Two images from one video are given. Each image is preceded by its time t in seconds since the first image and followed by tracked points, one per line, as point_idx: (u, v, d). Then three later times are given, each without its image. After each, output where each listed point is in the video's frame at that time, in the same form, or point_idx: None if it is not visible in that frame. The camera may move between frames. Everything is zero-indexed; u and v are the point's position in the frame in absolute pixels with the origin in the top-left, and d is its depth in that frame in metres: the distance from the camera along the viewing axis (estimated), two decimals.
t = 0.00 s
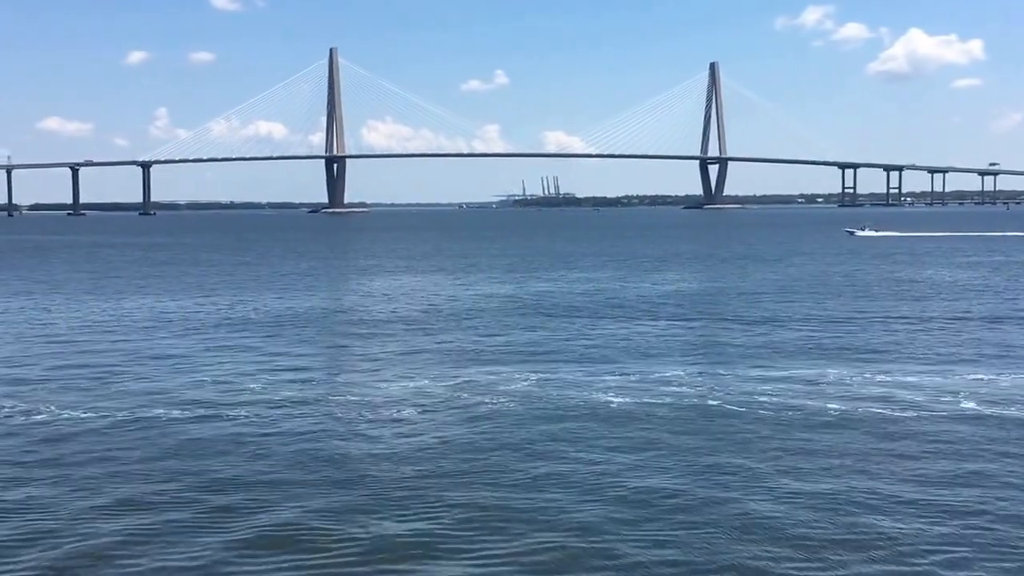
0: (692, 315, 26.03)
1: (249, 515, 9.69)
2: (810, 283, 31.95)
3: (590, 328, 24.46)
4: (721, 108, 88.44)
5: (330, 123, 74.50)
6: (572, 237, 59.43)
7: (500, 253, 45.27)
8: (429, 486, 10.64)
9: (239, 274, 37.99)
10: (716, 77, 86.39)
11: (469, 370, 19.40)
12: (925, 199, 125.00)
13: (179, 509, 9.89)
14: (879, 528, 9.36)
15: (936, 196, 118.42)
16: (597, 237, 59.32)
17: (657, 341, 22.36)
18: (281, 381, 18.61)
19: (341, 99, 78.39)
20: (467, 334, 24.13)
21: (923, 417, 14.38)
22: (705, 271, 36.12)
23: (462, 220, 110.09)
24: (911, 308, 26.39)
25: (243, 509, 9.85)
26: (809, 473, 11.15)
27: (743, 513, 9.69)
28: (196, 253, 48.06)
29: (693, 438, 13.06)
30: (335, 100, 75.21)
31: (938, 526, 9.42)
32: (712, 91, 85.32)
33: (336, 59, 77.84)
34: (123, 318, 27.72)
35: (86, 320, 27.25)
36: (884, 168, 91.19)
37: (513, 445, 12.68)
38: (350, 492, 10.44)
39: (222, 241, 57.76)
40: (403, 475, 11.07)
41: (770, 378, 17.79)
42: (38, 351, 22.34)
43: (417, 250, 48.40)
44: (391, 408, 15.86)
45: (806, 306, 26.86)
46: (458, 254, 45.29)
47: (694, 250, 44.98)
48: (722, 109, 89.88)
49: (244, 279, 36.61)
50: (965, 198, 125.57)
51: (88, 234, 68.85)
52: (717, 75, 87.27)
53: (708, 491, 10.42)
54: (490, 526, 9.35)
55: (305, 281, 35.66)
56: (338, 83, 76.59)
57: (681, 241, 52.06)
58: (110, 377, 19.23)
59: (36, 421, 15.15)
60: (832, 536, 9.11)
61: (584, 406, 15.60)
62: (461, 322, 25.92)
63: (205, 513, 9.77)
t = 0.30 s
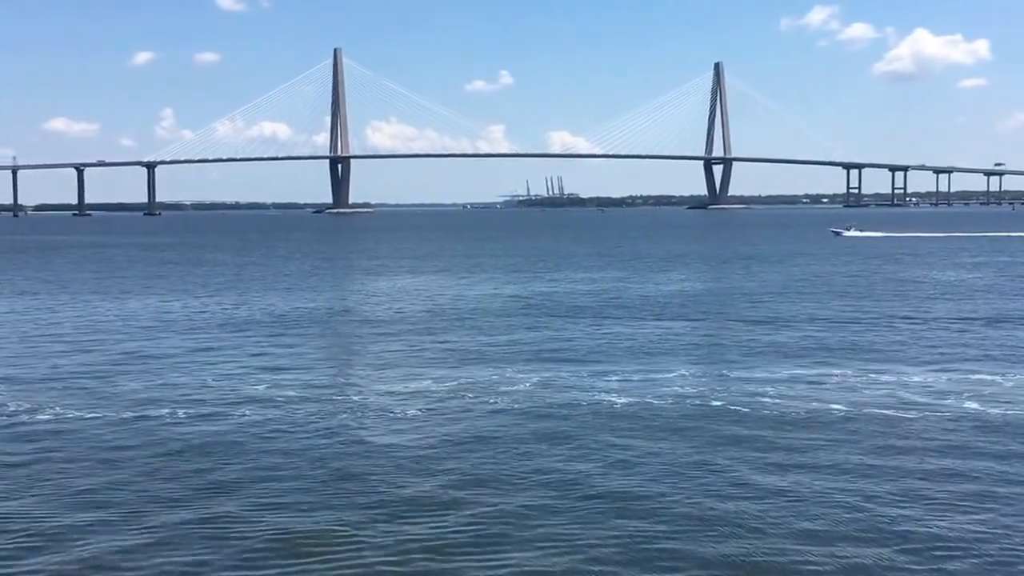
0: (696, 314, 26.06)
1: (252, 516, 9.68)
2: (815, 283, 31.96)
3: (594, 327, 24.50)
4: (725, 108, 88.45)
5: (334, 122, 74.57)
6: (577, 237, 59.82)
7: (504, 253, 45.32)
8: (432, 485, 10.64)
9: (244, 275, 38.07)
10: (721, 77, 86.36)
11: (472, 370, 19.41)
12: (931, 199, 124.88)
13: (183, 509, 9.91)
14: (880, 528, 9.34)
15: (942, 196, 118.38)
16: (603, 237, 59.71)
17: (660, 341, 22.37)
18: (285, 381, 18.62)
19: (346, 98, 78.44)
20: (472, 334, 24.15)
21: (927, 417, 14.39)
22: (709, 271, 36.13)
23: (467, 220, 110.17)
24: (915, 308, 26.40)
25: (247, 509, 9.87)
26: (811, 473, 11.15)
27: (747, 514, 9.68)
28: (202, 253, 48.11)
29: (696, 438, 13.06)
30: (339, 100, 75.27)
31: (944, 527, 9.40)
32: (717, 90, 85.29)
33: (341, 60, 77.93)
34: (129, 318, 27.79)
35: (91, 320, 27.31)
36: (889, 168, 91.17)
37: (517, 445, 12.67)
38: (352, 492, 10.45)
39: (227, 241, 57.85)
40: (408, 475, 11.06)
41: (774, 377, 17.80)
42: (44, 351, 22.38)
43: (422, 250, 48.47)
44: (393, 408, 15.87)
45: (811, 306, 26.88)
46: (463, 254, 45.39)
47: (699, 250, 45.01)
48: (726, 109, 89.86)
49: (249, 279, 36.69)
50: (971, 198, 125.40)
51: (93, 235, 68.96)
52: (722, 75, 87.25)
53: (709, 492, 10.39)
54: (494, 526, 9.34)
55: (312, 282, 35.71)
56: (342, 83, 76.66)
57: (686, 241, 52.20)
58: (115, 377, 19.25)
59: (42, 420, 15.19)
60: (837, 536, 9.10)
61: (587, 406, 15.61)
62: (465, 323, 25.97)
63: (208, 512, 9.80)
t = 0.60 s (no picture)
0: (700, 315, 26.04)
1: (254, 516, 9.65)
2: (820, 283, 31.93)
3: (599, 327, 24.48)
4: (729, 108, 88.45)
5: (339, 122, 74.62)
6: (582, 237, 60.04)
7: (508, 253, 45.34)
8: (438, 486, 10.62)
9: (248, 275, 38.09)
10: (725, 76, 86.35)
11: (477, 370, 19.39)
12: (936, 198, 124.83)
13: (189, 509, 9.88)
14: (889, 529, 9.30)
15: (947, 196, 118.32)
16: (608, 237, 59.95)
17: (665, 341, 22.35)
18: (288, 381, 18.58)
19: (350, 99, 78.50)
20: (477, 334, 24.13)
21: (932, 417, 14.36)
22: (713, 271, 36.12)
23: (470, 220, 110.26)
24: (920, 308, 26.38)
25: (253, 509, 9.84)
26: (818, 473, 11.11)
27: (752, 514, 9.63)
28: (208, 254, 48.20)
29: (702, 439, 13.02)
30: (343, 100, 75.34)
31: (952, 528, 9.36)
32: (721, 89, 85.26)
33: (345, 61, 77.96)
34: (133, 317, 27.78)
35: (96, 320, 27.30)
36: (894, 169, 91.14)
37: (521, 445, 12.64)
38: (358, 492, 10.42)
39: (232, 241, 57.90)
40: (412, 474, 11.05)
41: (779, 378, 17.77)
42: (48, 351, 22.37)
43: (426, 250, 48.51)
44: (397, 409, 15.86)
45: (815, 306, 26.87)
46: (467, 254, 45.42)
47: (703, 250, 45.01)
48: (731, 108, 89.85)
49: (254, 279, 36.70)
50: (976, 199, 125.28)
51: (98, 235, 69.02)
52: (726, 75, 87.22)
53: (716, 492, 10.35)
54: (498, 526, 9.31)
55: (317, 281, 35.73)
56: (347, 83, 76.75)
57: (691, 241, 52.26)
58: (120, 377, 19.22)
59: (47, 420, 15.17)
60: (846, 537, 9.06)
61: (591, 406, 15.58)
62: (471, 323, 25.97)
63: (214, 512, 9.76)
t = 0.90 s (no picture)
0: (703, 315, 26.05)
1: (255, 516, 9.63)
2: (824, 283, 31.94)
3: (602, 327, 24.49)
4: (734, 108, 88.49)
5: (343, 122, 74.64)
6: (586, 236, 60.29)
7: (512, 254, 45.39)
8: (440, 485, 10.61)
9: (252, 275, 38.14)
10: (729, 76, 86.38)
11: (480, 370, 19.39)
12: (942, 198, 124.77)
13: (192, 509, 9.86)
14: (892, 529, 9.27)
15: (952, 196, 118.24)
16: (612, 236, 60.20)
17: (669, 341, 22.35)
18: (292, 381, 18.58)
19: (354, 99, 78.54)
20: (481, 334, 24.15)
21: (934, 418, 14.36)
22: (717, 271, 36.14)
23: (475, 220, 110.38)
24: (924, 308, 26.38)
25: (255, 509, 9.82)
26: (821, 474, 11.08)
27: (757, 514, 9.60)
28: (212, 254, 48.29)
29: (705, 439, 13.00)
30: (348, 100, 75.37)
31: (955, 528, 9.34)
32: (726, 89, 85.28)
33: (349, 61, 77.98)
34: (138, 317, 27.82)
35: (101, 320, 27.33)
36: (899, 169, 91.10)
37: (523, 446, 12.63)
38: (361, 492, 10.41)
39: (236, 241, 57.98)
40: (414, 475, 11.03)
41: (782, 378, 17.77)
42: (52, 351, 22.39)
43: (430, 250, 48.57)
44: (400, 408, 15.87)
45: (819, 306, 26.88)
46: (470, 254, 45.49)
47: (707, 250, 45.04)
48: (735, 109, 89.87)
49: (258, 279, 36.74)
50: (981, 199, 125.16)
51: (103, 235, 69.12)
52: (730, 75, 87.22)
53: (720, 492, 10.33)
54: (500, 527, 9.29)
55: (321, 281, 35.77)
56: (351, 83, 76.79)
57: (695, 241, 52.38)
58: (125, 376, 19.23)
59: (51, 420, 15.17)
60: (850, 537, 9.04)
61: (594, 406, 15.58)
62: (475, 323, 25.99)
63: (217, 513, 9.74)
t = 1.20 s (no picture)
0: (707, 315, 26.05)
1: (258, 516, 9.64)
2: (828, 283, 31.95)
3: (606, 327, 24.50)
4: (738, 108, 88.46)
5: (347, 122, 74.68)
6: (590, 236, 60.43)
7: (515, 254, 45.46)
8: (442, 485, 10.61)
9: (257, 275, 38.19)
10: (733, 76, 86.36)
11: (484, 370, 19.40)
12: (946, 199, 124.71)
13: (195, 509, 9.86)
14: (894, 530, 9.25)
15: (956, 197, 118.14)
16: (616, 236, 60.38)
17: (672, 341, 22.36)
18: (295, 381, 18.58)
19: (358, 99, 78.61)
20: (485, 334, 24.18)
21: (937, 417, 14.35)
22: (720, 271, 36.17)
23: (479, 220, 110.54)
24: (927, 308, 26.37)
25: (257, 509, 9.82)
26: (824, 473, 11.06)
27: (761, 515, 9.59)
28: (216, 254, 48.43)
29: (708, 439, 12.99)
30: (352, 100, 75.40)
31: (956, 528, 9.32)
32: (730, 89, 85.27)
33: (353, 62, 78.04)
34: (142, 317, 27.86)
35: (105, 320, 27.38)
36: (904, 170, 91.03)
37: (525, 445, 12.63)
38: (363, 491, 10.41)
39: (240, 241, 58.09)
40: (419, 475, 11.04)
41: (784, 377, 17.77)
42: (56, 351, 22.42)
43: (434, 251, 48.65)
44: (402, 408, 15.87)
45: (823, 307, 26.89)
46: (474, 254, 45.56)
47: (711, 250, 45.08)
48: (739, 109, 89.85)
49: (262, 279, 36.81)
50: (987, 199, 125.08)
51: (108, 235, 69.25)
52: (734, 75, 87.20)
53: (723, 492, 10.32)
54: (501, 527, 9.28)
55: (325, 281, 35.85)
56: (355, 84, 76.83)
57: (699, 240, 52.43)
58: (129, 376, 19.25)
59: (55, 420, 15.17)
60: (852, 538, 9.02)
61: (597, 406, 15.58)
62: (478, 322, 26.03)
63: (220, 512, 9.75)
